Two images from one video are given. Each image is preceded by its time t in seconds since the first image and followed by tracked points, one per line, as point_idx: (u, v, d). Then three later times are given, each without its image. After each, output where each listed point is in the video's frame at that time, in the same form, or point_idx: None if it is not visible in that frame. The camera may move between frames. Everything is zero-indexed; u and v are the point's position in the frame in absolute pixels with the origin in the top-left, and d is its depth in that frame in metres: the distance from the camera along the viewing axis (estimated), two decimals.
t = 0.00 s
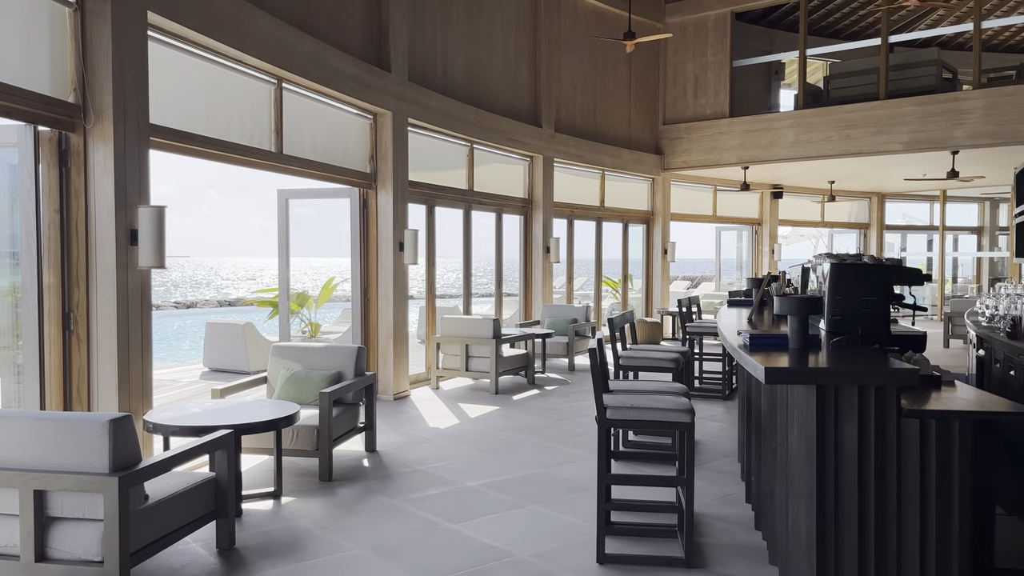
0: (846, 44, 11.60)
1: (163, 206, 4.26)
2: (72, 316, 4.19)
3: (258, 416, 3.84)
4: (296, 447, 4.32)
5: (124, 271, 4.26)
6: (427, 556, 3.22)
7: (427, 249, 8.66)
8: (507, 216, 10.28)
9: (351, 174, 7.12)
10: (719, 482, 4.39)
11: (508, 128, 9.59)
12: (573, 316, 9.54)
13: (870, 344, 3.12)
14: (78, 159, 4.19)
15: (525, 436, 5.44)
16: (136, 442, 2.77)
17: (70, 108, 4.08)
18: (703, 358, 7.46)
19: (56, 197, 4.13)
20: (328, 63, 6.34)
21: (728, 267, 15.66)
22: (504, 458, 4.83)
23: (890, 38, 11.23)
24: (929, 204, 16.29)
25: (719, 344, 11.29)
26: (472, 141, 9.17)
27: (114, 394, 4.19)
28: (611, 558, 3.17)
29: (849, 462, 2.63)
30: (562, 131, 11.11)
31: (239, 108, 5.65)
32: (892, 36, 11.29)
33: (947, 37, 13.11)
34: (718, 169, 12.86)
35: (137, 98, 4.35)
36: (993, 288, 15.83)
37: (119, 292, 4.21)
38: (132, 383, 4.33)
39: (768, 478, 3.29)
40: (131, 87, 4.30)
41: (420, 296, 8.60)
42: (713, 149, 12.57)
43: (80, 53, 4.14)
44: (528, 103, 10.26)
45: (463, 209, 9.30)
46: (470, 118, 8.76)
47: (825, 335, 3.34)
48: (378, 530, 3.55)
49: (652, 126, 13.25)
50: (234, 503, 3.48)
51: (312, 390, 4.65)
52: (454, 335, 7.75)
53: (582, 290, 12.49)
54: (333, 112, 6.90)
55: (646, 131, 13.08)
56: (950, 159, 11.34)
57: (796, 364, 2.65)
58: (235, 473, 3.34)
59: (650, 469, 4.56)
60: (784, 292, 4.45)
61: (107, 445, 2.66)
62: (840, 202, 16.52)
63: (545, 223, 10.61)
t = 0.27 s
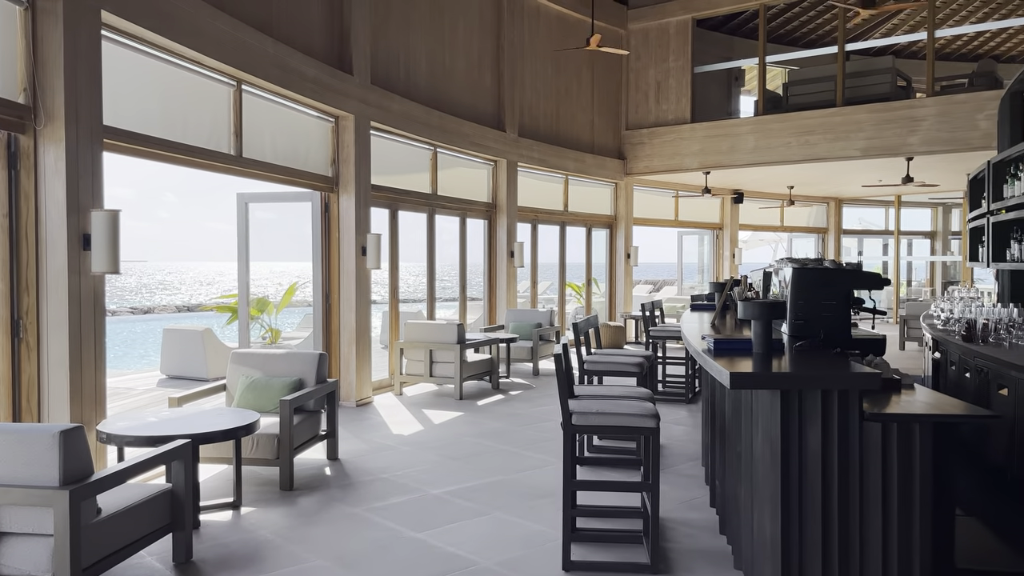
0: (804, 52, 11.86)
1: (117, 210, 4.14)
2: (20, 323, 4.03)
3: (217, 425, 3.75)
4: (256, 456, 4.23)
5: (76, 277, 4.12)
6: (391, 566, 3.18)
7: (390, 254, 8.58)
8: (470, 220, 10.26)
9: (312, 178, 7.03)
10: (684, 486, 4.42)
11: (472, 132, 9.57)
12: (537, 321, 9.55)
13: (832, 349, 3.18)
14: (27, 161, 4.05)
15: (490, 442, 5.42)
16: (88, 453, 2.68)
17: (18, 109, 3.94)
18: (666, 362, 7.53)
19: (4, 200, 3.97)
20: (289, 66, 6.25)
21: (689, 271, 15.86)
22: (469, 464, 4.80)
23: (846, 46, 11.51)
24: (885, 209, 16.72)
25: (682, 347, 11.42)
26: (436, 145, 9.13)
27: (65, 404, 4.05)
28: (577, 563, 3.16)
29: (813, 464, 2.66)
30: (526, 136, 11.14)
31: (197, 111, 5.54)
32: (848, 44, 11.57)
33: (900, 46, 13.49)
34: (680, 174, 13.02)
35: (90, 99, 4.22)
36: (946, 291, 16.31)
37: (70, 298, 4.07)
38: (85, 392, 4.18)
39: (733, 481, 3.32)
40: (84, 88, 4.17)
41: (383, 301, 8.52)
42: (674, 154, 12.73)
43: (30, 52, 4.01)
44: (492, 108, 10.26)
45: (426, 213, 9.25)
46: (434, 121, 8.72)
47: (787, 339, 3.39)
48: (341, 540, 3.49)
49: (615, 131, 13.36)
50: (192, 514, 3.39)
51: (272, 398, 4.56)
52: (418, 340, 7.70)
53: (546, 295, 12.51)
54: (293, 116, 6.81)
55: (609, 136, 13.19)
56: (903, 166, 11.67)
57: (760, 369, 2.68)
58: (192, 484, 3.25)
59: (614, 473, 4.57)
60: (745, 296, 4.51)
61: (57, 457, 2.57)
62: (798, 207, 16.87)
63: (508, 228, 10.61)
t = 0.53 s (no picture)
0: (763, 57, 12.08)
1: (70, 212, 4.00)
2: None
3: (175, 433, 3.65)
4: (215, 464, 4.13)
5: (27, 282, 3.98)
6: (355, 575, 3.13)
7: (352, 257, 8.48)
8: (434, 223, 10.20)
9: (273, 180, 6.91)
10: (649, 489, 4.45)
11: (436, 134, 9.52)
12: (501, 324, 9.52)
13: (796, 352, 3.23)
14: None
15: (455, 447, 5.38)
16: (37, 462, 2.60)
17: None
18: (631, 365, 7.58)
19: None
20: (249, 65, 6.14)
21: (651, 273, 16.00)
22: (434, 470, 4.76)
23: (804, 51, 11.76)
24: (842, 212, 17.12)
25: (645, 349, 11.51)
26: (399, 147, 9.06)
27: (15, 413, 3.90)
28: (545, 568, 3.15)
29: (780, 467, 2.70)
30: (489, 138, 11.12)
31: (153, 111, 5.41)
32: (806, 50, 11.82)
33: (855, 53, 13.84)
34: (642, 177, 13.15)
35: (42, 97, 4.08)
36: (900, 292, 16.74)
37: (21, 304, 3.92)
38: (36, 401, 4.04)
39: (700, 486, 3.36)
40: (36, 86, 4.04)
41: (345, 305, 8.41)
42: (637, 157, 12.85)
43: None
44: (456, 110, 10.23)
45: (389, 216, 9.17)
46: (398, 123, 8.65)
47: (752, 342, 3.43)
48: (304, 550, 3.42)
49: (578, 134, 13.43)
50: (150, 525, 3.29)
51: (232, 405, 4.46)
52: (381, 345, 7.62)
53: (510, 298, 12.50)
54: (253, 116, 6.68)
55: (572, 138, 13.26)
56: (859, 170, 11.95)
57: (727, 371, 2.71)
58: (148, 494, 3.15)
59: (580, 477, 4.58)
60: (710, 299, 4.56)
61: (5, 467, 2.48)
62: (758, 210, 17.17)
63: (472, 231, 10.57)
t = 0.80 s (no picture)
0: (726, 59, 12.25)
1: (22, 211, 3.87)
2: None
3: (133, 438, 3.54)
4: (175, 469, 4.03)
5: None
6: None
7: (316, 257, 8.37)
8: (399, 223, 10.12)
9: (234, 179, 6.77)
10: (617, 489, 4.47)
11: (402, 134, 9.44)
12: (468, 324, 9.49)
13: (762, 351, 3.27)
14: None
15: (422, 449, 5.33)
16: None
17: None
18: (597, 364, 7.61)
19: None
20: (210, 62, 6.01)
21: (617, 273, 16.11)
22: (401, 472, 4.71)
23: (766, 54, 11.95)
24: (802, 213, 17.47)
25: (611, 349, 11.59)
26: (364, 146, 8.96)
27: None
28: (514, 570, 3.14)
29: (749, 467, 2.72)
30: (455, 138, 11.07)
31: (109, 107, 5.26)
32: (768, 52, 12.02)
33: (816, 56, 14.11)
34: (607, 178, 13.23)
35: None
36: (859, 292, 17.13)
37: None
38: None
39: (669, 486, 3.37)
40: None
41: (309, 305, 8.29)
42: (602, 158, 12.92)
43: None
44: (421, 109, 10.16)
45: (353, 216, 9.07)
46: (363, 122, 8.56)
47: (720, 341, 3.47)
48: (268, 556, 3.35)
49: (544, 134, 13.46)
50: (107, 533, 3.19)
51: (193, 409, 4.35)
52: (346, 346, 7.52)
53: (476, 298, 12.46)
54: (213, 114, 6.54)
55: (538, 139, 13.28)
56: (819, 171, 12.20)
57: (696, 372, 2.74)
58: (106, 501, 3.05)
59: (549, 478, 4.57)
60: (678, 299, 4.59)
61: None
62: (721, 211, 17.41)
63: (438, 231, 10.52)
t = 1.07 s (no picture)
0: (694, 58, 12.36)
1: None
2: None
3: (93, 439, 3.45)
4: (138, 471, 3.94)
5: None
6: None
7: (282, 255, 8.25)
8: (367, 220, 10.03)
9: (198, 174, 6.64)
10: (587, 487, 4.49)
11: (370, 129, 9.36)
12: (436, 322, 9.45)
13: (732, 347, 3.31)
14: None
15: (390, 448, 5.29)
16: None
17: None
18: (566, 362, 7.64)
19: None
20: (173, 54, 5.88)
21: (585, 271, 16.18)
22: (370, 472, 4.67)
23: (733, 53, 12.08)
24: (767, 211, 17.75)
25: (580, 347, 11.65)
26: (331, 142, 8.86)
27: None
28: (486, 570, 3.13)
29: (722, 463, 2.75)
30: (423, 134, 11.01)
31: (67, 100, 5.11)
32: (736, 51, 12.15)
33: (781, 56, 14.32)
34: (576, 175, 13.27)
35: None
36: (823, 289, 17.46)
37: None
38: None
39: (642, 484, 3.39)
40: None
41: (275, 302, 8.18)
42: (571, 156, 12.96)
43: None
44: (389, 105, 10.07)
45: (320, 212, 8.96)
46: (330, 118, 8.46)
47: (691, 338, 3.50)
48: (235, 558, 3.30)
49: (512, 132, 13.46)
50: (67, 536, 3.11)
51: (155, 409, 4.26)
52: (313, 345, 7.43)
53: (445, 296, 12.41)
54: (176, 108, 6.41)
55: (506, 136, 13.27)
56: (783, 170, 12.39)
57: (668, 368, 2.76)
58: (65, 504, 2.97)
59: (520, 476, 4.57)
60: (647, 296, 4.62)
61: None
62: (688, 209, 17.59)
63: (406, 228, 10.45)
